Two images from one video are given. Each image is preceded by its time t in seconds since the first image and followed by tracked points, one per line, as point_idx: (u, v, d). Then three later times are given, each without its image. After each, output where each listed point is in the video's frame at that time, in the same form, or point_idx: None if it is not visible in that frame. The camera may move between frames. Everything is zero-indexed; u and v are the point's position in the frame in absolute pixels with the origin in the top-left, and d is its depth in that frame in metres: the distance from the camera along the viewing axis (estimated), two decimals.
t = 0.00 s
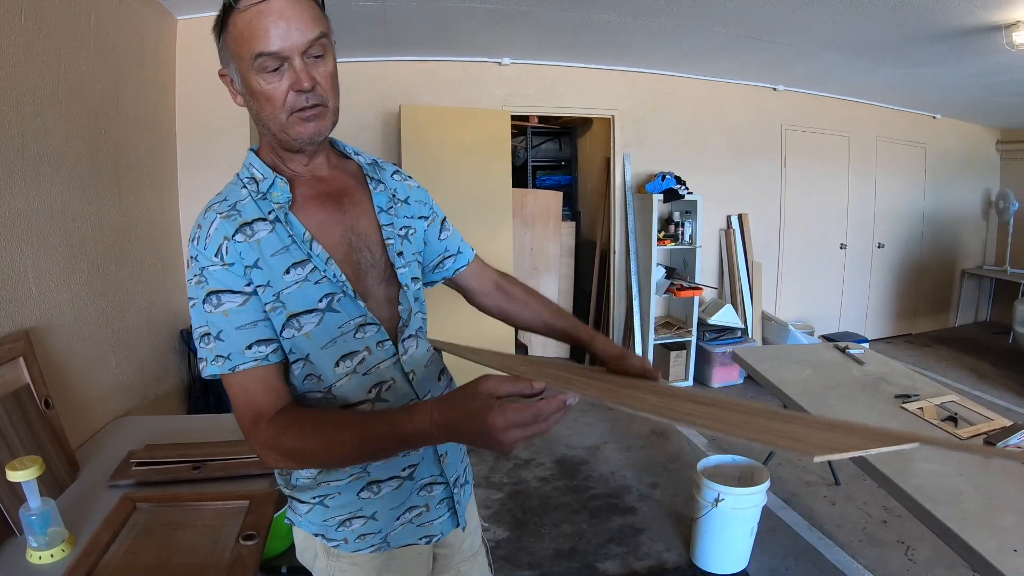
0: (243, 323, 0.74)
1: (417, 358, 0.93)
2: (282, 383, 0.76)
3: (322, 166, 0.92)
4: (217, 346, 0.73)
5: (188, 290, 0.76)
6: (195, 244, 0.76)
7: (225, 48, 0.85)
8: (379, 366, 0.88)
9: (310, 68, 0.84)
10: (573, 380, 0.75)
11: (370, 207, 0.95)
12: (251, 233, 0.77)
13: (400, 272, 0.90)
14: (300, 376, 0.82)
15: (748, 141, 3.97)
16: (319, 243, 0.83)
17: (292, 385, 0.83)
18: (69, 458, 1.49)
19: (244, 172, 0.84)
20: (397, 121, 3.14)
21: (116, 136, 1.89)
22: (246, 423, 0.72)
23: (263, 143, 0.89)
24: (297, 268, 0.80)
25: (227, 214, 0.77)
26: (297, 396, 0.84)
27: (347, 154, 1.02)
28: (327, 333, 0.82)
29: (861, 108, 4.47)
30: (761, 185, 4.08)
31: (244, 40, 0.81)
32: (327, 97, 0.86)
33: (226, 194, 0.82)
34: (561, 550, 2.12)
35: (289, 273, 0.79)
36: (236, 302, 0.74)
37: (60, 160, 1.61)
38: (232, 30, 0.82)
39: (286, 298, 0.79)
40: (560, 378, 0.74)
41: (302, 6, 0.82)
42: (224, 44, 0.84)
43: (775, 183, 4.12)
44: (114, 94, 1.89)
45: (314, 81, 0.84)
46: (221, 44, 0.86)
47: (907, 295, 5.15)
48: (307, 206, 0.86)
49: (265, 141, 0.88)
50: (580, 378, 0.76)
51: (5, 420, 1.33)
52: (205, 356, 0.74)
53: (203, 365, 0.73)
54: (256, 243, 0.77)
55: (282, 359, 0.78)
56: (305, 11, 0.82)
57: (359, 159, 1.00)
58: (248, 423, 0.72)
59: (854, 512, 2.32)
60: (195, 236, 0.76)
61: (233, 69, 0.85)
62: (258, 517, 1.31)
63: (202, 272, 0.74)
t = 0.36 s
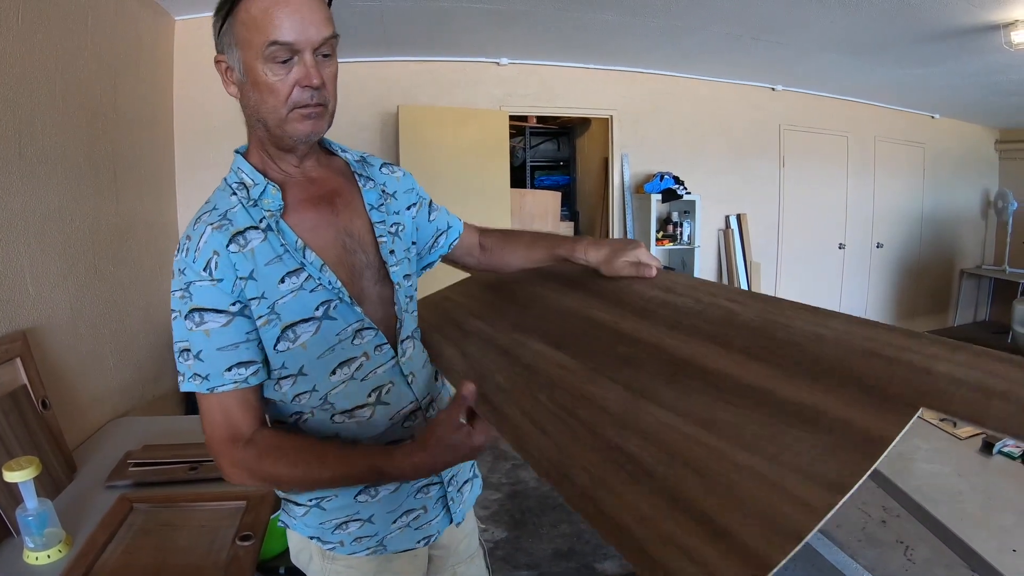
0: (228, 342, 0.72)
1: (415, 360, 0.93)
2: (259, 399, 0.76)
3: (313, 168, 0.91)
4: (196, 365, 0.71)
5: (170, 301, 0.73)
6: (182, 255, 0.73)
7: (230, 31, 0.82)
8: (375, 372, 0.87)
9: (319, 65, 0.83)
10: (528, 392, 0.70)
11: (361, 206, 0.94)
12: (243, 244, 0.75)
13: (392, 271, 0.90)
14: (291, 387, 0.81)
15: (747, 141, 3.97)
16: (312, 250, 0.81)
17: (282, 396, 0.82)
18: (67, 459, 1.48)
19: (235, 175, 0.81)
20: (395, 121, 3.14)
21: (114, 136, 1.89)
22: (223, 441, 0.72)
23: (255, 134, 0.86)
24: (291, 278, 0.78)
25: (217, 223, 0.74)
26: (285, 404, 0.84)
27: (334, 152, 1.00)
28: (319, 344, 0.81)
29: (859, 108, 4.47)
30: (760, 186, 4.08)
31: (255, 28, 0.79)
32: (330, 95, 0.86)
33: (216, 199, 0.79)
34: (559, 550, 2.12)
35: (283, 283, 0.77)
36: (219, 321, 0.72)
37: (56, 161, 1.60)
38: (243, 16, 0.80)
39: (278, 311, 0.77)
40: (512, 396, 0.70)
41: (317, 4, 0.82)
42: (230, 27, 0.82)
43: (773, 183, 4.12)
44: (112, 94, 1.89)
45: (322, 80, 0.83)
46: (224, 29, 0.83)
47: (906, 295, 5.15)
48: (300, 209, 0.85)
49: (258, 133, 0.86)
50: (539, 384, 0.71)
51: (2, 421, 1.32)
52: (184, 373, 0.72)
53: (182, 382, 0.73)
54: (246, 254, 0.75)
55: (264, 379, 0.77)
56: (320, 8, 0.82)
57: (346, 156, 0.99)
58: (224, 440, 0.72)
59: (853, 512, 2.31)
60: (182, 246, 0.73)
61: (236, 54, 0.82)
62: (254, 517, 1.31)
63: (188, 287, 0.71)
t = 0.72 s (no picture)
0: (241, 352, 0.69)
1: (420, 368, 0.93)
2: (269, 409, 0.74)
3: (323, 175, 0.89)
4: (204, 375, 0.67)
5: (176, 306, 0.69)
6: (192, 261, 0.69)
7: (277, 19, 0.76)
8: (382, 381, 0.86)
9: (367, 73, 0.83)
10: (534, 454, 0.76)
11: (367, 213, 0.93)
12: (259, 252, 0.72)
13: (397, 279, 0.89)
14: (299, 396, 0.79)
15: (745, 142, 3.97)
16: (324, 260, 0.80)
17: (288, 405, 0.80)
18: (65, 462, 1.48)
19: (248, 179, 0.78)
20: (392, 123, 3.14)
21: (112, 138, 1.89)
22: (229, 450, 0.70)
23: (286, 129, 0.80)
24: (305, 288, 0.76)
25: (232, 229, 0.71)
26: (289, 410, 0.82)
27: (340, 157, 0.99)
28: (330, 355, 0.80)
29: (857, 108, 4.47)
30: (758, 186, 4.08)
31: (318, 23, 0.76)
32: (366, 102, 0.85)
33: (225, 203, 0.75)
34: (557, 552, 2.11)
35: (297, 293, 0.76)
36: (233, 331, 0.69)
37: (53, 164, 1.60)
38: (303, 9, 0.76)
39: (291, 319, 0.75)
40: (516, 453, 0.76)
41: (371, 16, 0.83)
42: (279, 15, 0.76)
43: (772, 183, 4.12)
44: (109, 97, 1.88)
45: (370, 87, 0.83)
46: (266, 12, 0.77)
47: (904, 295, 5.14)
48: (311, 217, 0.83)
49: (290, 128, 0.80)
50: (542, 448, 0.77)
51: None
52: (189, 381, 0.69)
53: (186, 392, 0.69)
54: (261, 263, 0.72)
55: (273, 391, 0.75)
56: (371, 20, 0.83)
57: (352, 161, 0.98)
58: (229, 449, 0.70)
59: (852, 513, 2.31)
60: (193, 251, 0.69)
61: (283, 44, 0.76)
62: (251, 520, 1.31)
63: (200, 295, 0.68)
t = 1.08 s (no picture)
0: (345, 344, 0.64)
1: (480, 354, 0.90)
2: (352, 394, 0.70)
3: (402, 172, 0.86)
4: (306, 367, 0.62)
5: (270, 295, 0.63)
6: (297, 256, 0.63)
7: (397, 28, 0.69)
8: (458, 368, 0.82)
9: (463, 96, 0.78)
10: (584, 466, 0.68)
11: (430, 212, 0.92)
12: (360, 247, 0.66)
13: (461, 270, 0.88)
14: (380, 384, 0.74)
15: (740, 143, 3.97)
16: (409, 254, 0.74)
17: (369, 389, 0.75)
18: (60, 466, 1.47)
19: (338, 172, 0.70)
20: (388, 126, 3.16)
21: (106, 141, 1.88)
22: (319, 441, 0.64)
23: (385, 137, 0.73)
24: (398, 281, 0.70)
25: (334, 224, 0.65)
26: (364, 396, 0.76)
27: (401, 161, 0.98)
28: (417, 348, 0.75)
29: (852, 109, 4.47)
30: (753, 188, 4.08)
31: (440, 41, 0.70)
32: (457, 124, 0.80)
33: (320, 191, 0.68)
34: (553, 555, 2.11)
35: (391, 286, 0.70)
36: (336, 324, 0.64)
37: (47, 167, 1.59)
38: (426, 24, 0.70)
39: (384, 312, 0.70)
40: (569, 462, 0.68)
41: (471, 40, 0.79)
42: (401, 25, 0.69)
43: (767, 185, 4.13)
44: (103, 101, 1.88)
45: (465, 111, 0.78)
46: (381, 17, 0.70)
47: (900, 296, 5.15)
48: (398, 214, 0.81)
49: (388, 138, 0.73)
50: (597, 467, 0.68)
51: None
52: (281, 375, 0.63)
53: (280, 383, 0.63)
54: (365, 258, 0.66)
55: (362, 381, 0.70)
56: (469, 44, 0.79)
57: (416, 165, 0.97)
58: (317, 437, 0.64)
59: (849, 514, 2.31)
60: (299, 244, 0.63)
61: (402, 56, 0.69)
62: (246, 524, 1.29)
63: (305, 290, 0.62)
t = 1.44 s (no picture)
0: (485, 322, 0.71)
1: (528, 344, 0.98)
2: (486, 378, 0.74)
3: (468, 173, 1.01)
4: (458, 345, 0.68)
5: (414, 280, 0.69)
6: (439, 242, 0.70)
7: (496, 44, 0.81)
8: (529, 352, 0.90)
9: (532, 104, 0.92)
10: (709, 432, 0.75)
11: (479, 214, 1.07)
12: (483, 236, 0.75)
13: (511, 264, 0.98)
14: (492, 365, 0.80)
15: (731, 145, 3.98)
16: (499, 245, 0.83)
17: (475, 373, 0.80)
18: (49, 472, 1.47)
19: (444, 167, 0.79)
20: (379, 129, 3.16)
21: (96, 144, 1.88)
22: (476, 415, 0.69)
23: (475, 136, 0.83)
24: (503, 268, 0.78)
25: (467, 215, 0.73)
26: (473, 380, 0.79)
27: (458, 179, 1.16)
28: (511, 328, 0.82)
29: (843, 110, 4.49)
30: (744, 190, 4.09)
31: (528, 58, 0.84)
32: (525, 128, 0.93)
33: (435, 183, 0.75)
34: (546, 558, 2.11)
35: (499, 272, 0.77)
36: (478, 304, 0.71)
37: (36, 169, 1.59)
38: (519, 43, 0.83)
39: (497, 294, 0.77)
40: (695, 428, 0.75)
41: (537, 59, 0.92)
42: (497, 44, 0.81)
43: (758, 186, 4.14)
44: (92, 104, 1.87)
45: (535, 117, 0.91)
46: (476, 36, 0.81)
47: (892, 296, 5.16)
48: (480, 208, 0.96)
49: (480, 138, 0.84)
50: (716, 430, 0.76)
51: None
52: (435, 355, 0.68)
53: (437, 365, 0.68)
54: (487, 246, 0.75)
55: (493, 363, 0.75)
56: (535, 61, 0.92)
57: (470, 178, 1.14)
58: (472, 413, 0.69)
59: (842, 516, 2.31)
60: (443, 231, 0.70)
61: (499, 70, 0.81)
62: (233, 530, 1.28)
63: (455, 271, 0.70)
